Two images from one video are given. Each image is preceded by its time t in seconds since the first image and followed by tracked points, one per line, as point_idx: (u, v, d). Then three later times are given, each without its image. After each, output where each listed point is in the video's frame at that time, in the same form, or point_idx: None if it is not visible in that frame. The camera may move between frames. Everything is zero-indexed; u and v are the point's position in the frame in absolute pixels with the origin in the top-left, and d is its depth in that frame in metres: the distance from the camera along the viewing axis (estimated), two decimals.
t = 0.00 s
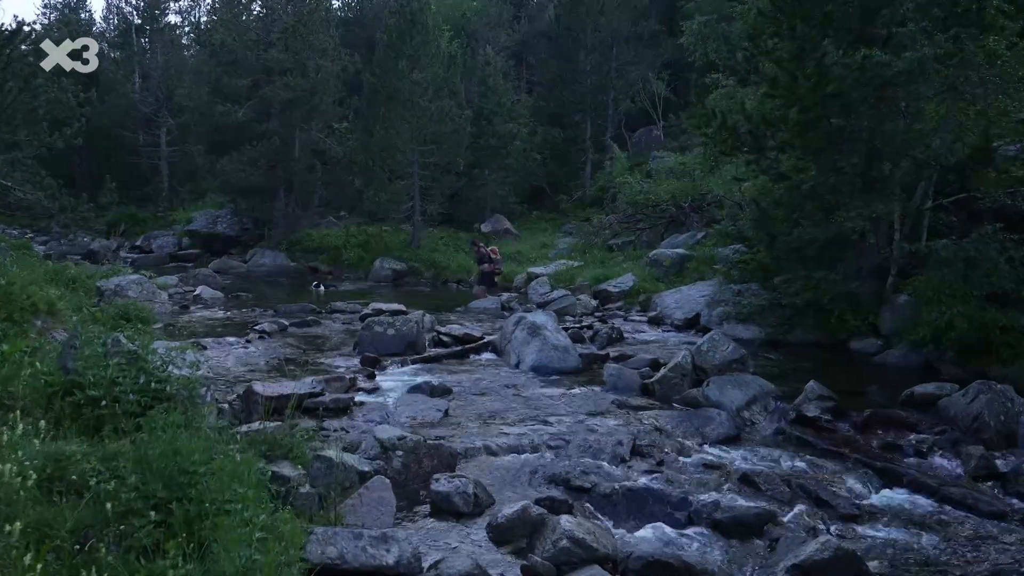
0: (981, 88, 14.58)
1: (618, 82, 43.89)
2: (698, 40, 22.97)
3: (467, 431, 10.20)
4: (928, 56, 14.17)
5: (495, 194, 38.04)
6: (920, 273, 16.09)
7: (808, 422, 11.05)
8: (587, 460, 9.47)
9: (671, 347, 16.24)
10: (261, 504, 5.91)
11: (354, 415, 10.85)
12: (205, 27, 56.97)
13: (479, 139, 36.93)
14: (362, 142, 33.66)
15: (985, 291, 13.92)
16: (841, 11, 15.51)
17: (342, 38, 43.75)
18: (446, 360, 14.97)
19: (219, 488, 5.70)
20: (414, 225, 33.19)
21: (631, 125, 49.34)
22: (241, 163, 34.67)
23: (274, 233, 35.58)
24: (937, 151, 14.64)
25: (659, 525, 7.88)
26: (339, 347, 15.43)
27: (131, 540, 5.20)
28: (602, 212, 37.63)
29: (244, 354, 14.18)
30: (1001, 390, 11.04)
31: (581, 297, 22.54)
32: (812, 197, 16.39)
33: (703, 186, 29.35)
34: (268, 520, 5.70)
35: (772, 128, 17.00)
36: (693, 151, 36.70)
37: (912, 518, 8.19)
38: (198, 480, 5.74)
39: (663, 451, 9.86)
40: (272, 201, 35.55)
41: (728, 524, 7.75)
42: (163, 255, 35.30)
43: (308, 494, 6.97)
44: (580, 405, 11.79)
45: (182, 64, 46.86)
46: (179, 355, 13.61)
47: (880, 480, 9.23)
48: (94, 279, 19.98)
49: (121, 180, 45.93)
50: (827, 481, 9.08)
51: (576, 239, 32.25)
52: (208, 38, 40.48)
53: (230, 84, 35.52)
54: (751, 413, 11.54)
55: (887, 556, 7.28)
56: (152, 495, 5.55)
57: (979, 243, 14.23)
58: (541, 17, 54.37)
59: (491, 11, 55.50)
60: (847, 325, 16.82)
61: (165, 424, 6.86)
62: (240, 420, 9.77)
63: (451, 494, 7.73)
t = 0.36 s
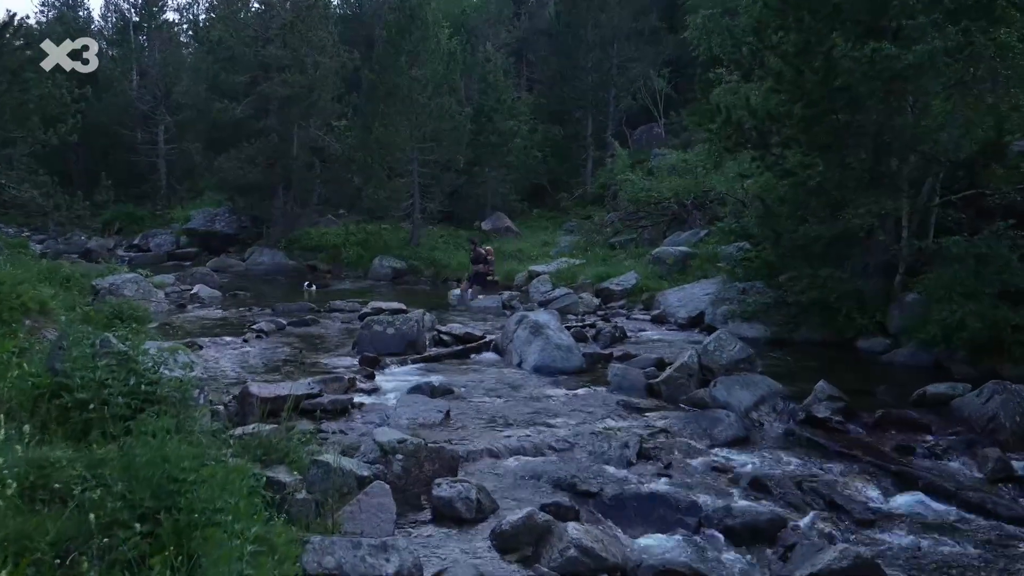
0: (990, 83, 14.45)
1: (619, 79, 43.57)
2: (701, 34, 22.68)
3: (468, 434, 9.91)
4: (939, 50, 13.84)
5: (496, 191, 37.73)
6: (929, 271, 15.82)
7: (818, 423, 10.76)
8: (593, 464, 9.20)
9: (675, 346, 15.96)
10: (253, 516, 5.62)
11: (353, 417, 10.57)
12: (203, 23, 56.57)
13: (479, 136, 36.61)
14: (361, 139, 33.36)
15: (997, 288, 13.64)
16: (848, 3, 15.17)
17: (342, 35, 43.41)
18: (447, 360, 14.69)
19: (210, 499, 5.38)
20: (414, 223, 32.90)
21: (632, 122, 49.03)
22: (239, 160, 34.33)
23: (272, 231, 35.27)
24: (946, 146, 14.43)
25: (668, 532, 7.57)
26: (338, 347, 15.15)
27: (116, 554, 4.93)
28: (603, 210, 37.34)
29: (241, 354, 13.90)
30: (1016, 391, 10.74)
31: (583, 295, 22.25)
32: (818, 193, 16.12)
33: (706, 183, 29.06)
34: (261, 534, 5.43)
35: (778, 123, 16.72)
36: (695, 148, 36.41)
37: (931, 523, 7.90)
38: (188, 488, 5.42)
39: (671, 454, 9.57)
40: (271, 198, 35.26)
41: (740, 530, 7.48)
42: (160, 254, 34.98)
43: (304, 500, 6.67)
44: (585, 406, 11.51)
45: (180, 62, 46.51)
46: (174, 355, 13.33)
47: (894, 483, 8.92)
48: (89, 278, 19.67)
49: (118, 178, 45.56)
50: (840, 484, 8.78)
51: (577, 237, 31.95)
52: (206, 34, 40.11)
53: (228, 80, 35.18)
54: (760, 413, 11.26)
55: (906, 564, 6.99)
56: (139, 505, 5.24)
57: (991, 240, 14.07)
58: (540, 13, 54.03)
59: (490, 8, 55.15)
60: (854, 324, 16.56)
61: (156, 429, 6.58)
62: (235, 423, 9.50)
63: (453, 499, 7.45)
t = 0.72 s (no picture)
0: (1007, 81, 14.03)
1: (623, 79, 43.15)
2: (709, 32, 22.42)
3: (474, 440, 9.66)
4: (955, 45, 13.55)
5: (500, 192, 37.46)
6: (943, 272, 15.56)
7: (832, 429, 10.49)
8: (603, 471, 8.93)
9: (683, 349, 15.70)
10: (251, 529, 5.36)
11: (355, 422, 10.32)
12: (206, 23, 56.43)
13: (484, 136, 36.29)
14: (364, 139, 33.13)
15: (1013, 289, 13.36)
16: None
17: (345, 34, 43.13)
18: (452, 363, 14.43)
19: (205, 513, 5.13)
20: (417, 224, 32.67)
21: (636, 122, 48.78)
22: (241, 161, 34.06)
23: (275, 231, 35.14)
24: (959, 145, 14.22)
25: (684, 545, 7.30)
26: (341, 349, 14.90)
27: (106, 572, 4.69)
28: (608, 210, 37.09)
29: (241, 356, 13.66)
30: None
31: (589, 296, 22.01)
32: (829, 193, 15.87)
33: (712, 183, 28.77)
34: (258, 549, 5.16)
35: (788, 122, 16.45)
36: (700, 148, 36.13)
37: (954, 534, 7.63)
38: (183, 501, 5.15)
39: (683, 461, 9.30)
40: (273, 199, 35.07)
41: (757, 541, 7.22)
42: (163, 254, 34.79)
43: (305, 510, 6.42)
44: (593, 411, 11.24)
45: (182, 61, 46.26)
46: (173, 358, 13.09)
47: (914, 491, 8.63)
48: (89, 279, 19.44)
49: (120, 178, 45.36)
50: (857, 492, 8.50)
51: (582, 238, 31.69)
52: (209, 34, 39.92)
53: (230, 80, 34.95)
54: (772, 418, 10.99)
55: None
56: (130, 519, 4.97)
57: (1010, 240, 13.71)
58: (544, 13, 53.83)
59: (494, 7, 54.92)
60: (866, 326, 16.31)
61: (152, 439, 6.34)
62: (234, 429, 9.26)
63: (460, 509, 7.19)
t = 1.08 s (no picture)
0: None
1: (629, 78, 43.46)
2: (719, 28, 22.12)
3: (484, 443, 9.37)
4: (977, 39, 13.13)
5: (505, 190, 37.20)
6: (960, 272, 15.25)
7: (852, 433, 10.20)
8: (618, 476, 8.64)
9: (694, 350, 15.41)
10: (256, 539, 5.10)
11: (362, 424, 10.04)
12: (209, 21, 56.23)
13: (489, 135, 35.61)
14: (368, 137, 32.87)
15: None
16: None
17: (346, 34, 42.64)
18: (459, 363, 14.16)
19: (208, 523, 4.86)
20: (422, 222, 32.46)
21: (642, 121, 48.53)
22: (245, 158, 33.42)
23: (279, 230, 35.29)
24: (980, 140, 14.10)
25: (705, 554, 7.02)
26: (346, 349, 14.62)
27: None
28: (614, 210, 36.83)
29: (245, 356, 13.37)
30: None
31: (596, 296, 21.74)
32: (844, 191, 15.58)
33: (720, 182, 28.50)
34: (263, 561, 4.91)
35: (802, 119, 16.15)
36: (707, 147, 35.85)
37: (986, 544, 7.33)
38: (184, 510, 4.90)
39: (701, 466, 9.00)
40: (277, 197, 34.81)
41: (781, 551, 6.93)
42: (165, 253, 34.58)
43: (312, 519, 6.13)
44: (606, 413, 10.95)
45: (185, 59, 46.11)
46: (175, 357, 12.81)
47: (941, 499, 8.32)
48: (90, 277, 19.17)
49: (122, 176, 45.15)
50: (883, 499, 8.19)
51: (588, 237, 31.42)
52: (212, 31, 39.70)
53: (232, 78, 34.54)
54: (790, 421, 10.71)
55: None
56: (128, 530, 4.73)
57: None
58: (549, 12, 53.58)
59: (498, 6, 54.63)
60: (880, 327, 16.03)
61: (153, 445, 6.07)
62: (236, 431, 8.97)
63: (472, 517, 6.91)
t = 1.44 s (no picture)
0: None
1: (639, 76, 42.98)
2: (734, 25, 21.77)
3: (502, 450, 9.05)
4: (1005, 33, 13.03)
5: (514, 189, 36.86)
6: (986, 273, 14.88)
7: (882, 440, 9.85)
8: (642, 485, 8.31)
9: (712, 353, 15.06)
10: (269, 557, 4.83)
11: (374, 430, 9.72)
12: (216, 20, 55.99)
13: (498, 133, 35.46)
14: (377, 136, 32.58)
15: None
16: None
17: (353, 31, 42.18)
18: (473, 366, 13.85)
19: (217, 542, 4.55)
20: (431, 221, 32.17)
21: (652, 119, 48.13)
22: (252, 157, 33.22)
23: (286, 229, 35.05)
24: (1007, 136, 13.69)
25: (738, 568, 6.68)
26: (356, 351, 14.31)
27: None
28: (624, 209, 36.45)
29: (253, 358, 13.07)
30: None
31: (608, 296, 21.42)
32: (866, 190, 15.28)
33: (734, 181, 28.11)
34: None
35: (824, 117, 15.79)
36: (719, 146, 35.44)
37: None
38: (193, 528, 4.64)
39: (728, 474, 8.67)
40: (284, 196, 34.55)
41: (819, 566, 6.60)
42: (172, 252, 34.35)
43: (326, 532, 5.81)
44: (626, 418, 10.62)
45: (192, 57, 45.81)
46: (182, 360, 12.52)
47: (981, 510, 7.96)
48: (96, 277, 18.93)
49: (129, 175, 44.95)
50: (920, 510, 7.85)
51: (599, 236, 31.05)
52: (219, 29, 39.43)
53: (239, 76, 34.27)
54: (816, 428, 10.38)
55: None
56: (134, 551, 4.46)
57: None
58: (557, 10, 53.23)
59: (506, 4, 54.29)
60: (903, 329, 15.66)
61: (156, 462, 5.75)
62: (245, 438, 8.65)
63: (493, 530, 6.58)
